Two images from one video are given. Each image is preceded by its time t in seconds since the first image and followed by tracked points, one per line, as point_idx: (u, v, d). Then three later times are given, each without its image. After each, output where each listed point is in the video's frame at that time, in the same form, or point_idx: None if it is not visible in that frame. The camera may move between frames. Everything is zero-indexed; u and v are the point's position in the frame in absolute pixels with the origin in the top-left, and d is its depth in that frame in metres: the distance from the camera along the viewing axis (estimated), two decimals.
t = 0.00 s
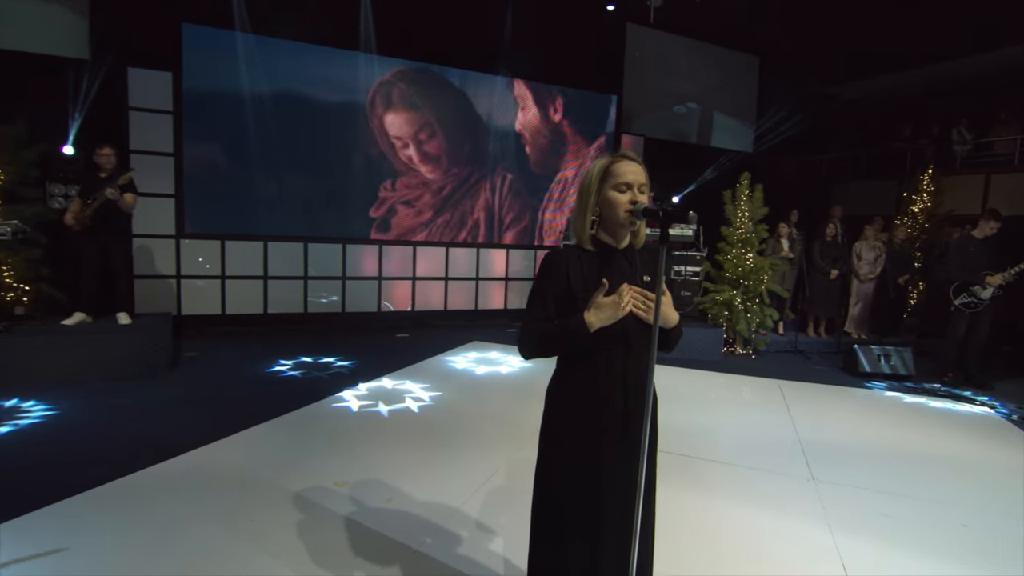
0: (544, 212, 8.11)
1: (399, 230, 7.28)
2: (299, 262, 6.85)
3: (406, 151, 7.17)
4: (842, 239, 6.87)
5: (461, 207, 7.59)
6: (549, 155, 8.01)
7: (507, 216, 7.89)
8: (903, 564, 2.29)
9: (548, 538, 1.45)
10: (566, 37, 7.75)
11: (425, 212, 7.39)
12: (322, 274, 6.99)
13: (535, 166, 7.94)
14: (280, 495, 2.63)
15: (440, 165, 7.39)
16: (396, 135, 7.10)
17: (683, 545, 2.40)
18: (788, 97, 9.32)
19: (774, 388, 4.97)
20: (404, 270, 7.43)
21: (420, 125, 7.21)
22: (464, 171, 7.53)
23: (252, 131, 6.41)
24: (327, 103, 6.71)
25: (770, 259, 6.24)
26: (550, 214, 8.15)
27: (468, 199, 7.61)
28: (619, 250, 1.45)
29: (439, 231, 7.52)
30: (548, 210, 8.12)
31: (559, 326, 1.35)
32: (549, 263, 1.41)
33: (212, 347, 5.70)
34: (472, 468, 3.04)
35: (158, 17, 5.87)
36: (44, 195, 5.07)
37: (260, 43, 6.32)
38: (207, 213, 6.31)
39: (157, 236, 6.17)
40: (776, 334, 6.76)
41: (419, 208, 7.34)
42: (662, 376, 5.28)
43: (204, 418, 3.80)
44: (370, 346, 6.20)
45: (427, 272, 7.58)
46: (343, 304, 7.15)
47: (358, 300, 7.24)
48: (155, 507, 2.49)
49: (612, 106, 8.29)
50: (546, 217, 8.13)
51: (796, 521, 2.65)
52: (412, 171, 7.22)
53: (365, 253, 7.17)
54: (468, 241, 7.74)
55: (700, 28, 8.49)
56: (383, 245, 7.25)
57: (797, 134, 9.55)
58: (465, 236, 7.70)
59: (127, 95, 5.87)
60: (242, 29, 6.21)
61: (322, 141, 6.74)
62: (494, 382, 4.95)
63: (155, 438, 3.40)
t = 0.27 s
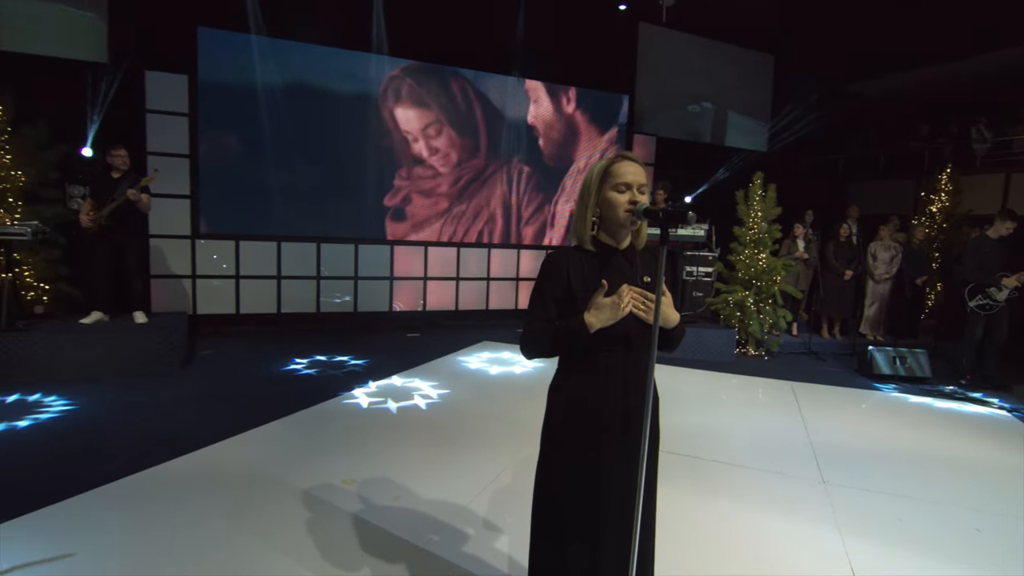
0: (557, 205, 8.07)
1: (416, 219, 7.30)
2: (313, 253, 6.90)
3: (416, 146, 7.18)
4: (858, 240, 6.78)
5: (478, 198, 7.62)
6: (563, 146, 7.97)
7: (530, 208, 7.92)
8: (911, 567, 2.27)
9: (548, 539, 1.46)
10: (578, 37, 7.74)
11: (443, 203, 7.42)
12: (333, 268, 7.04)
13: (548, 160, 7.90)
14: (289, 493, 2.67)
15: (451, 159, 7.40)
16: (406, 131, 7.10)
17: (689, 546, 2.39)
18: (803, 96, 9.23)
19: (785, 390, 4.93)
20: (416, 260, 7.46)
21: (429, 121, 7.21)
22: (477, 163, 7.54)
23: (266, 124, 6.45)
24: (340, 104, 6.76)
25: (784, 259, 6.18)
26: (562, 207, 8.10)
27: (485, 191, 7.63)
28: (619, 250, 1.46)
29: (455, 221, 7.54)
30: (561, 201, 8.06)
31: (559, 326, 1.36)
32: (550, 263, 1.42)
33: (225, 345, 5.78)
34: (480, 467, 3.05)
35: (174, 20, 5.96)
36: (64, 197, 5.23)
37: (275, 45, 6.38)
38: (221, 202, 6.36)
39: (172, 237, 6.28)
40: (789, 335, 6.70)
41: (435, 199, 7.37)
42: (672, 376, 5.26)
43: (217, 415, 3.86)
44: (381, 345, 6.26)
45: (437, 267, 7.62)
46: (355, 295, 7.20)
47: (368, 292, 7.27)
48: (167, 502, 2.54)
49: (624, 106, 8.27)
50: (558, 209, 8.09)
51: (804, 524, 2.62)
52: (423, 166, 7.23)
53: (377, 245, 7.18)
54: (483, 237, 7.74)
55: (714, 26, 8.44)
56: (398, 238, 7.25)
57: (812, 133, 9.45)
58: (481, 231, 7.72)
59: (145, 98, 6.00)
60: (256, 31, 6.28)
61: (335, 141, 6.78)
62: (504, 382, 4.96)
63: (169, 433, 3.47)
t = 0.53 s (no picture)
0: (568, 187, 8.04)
1: (427, 205, 7.30)
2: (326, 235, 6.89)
3: (428, 134, 7.19)
4: (870, 240, 6.72)
5: (492, 183, 7.58)
6: (574, 133, 7.93)
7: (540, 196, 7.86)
8: (913, 567, 2.27)
9: (548, 541, 1.46)
10: (588, 37, 7.73)
11: (454, 189, 7.41)
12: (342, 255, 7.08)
13: (559, 146, 7.86)
14: (296, 490, 2.69)
15: (463, 147, 7.42)
16: (418, 119, 7.13)
17: (693, 547, 2.38)
18: (815, 94, 9.16)
19: (795, 391, 4.91)
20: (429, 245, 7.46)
21: (441, 109, 7.22)
22: (490, 150, 7.54)
23: (276, 111, 6.47)
24: (351, 104, 6.80)
25: (794, 260, 6.14)
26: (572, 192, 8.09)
27: (496, 178, 7.59)
28: (619, 250, 1.46)
29: (466, 208, 7.50)
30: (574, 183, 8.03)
31: (559, 326, 1.36)
32: (550, 264, 1.43)
33: (236, 344, 5.85)
34: (487, 466, 3.06)
35: (186, 23, 6.04)
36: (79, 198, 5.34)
37: (287, 47, 6.43)
38: (236, 183, 6.38)
39: (185, 237, 6.37)
40: (800, 336, 6.65)
41: (447, 184, 7.36)
42: (680, 377, 5.23)
43: (227, 412, 3.91)
44: (390, 345, 6.31)
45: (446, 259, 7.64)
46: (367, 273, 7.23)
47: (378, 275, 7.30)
48: (176, 499, 2.58)
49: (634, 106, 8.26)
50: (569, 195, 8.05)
51: (810, 525, 2.61)
52: (436, 153, 7.25)
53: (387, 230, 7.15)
54: (494, 228, 7.69)
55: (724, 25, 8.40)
56: (409, 225, 7.25)
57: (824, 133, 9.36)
58: (492, 219, 7.67)
59: (157, 101, 6.08)
60: (268, 33, 6.34)
61: (346, 140, 6.79)
62: (512, 381, 4.97)
63: (180, 430, 3.51)
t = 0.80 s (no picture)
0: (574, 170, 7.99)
1: (440, 190, 7.36)
2: (338, 214, 6.93)
3: (441, 119, 7.26)
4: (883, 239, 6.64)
5: (504, 171, 7.63)
6: (584, 120, 7.94)
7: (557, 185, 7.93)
8: (921, 570, 2.25)
9: (549, 542, 1.47)
10: (598, 36, 7.73)
11: (466, 175, 7.45)
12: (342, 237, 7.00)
13: (570, 134, 7.92)
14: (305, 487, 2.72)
15: (476, 133, 7.48)
16: (431, 103, 7.18)
17: (698, 547, 2.38)
18: (829, 93, 9.07)
19: (806, 392, 4.87)
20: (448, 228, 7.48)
21: (453, 94, 7.27)
22: (502, 136, 7.59)
23: (288, 99, 6.56)
24: (361, 102, 6.90)
25: (807, 260, 6.07)
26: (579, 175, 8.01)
27: (508, 165, 7.64)
28: (621, 250, 1.47)
29: (478, 194, 7.54)
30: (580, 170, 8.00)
31: (559, 325, 1.37)
32: (551, 264, 1.44)
33: (249, 344, 5.92)
34: (493, 464, 3.08)
35: (201, 26, 6.13)
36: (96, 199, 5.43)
37: (299, 48, 6.52)
38: (252, 167, 6.49)
39: (199, 237, 6.45)
40: (813, 337, 6.58)
41: (460, 170, 7.41)
42: (690, 378, 5.20)
43: (239, 410, 3.96)
44: (401, 344, 6.34)
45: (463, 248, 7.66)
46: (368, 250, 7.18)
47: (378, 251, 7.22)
48: (186, 495, 2.62)
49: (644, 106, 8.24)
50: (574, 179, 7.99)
51: (815, 526, 2.60)
52: (449, 138, 7.33)
53: (398, 212, 7.20)
54: (507, 215, 7.73)
55: (736, 24, 8.34)
56: (422, 211, 7.31)
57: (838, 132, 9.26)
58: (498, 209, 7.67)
59: (172, 103, 6.16)
60: (281, 36, 6.42)
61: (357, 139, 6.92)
62: (521, 381, 4.98)
63: (192, 428, 3.57)
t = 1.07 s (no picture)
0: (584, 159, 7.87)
1: (454, 177, 7.33)
2: (351, 198, 6.95)
3: (456, 106, 7.25)
4: (898, 239, 6.56)
5: (512, 160, 7.55)
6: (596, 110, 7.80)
7: (568, 174, 7.83)
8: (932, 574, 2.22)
9: (551, 541, 1.47)
10: (610, 35, 7.70)
11: (480, 162, 7.43)
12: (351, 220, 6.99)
13: (582, 122, 7.78)
14: (315, 484, 2.75)
15: (490, 121, 7.45)
16: (446, 91, 7.17)
17: (705, 549, 2.37)
18: (844, 92, 8.97)
19: (820, 394, 4.82)
20: (459, 213, 7.43)
21: (468, 82, 7.25)
22: (517, 124, 7.54)
23: (300, 95, 6.57)
24: (373, 102, 6.91)
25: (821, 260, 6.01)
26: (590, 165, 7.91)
27: (522, 153, 7.59)
28: (625, 248, 1.47)
29: (492, 180, 7.50)
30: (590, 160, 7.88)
31: (563, 322, 1.37)
32: (556, 261, 1.44)
33: (262, 342, 5.99)
34: (502, 463, 3.08)
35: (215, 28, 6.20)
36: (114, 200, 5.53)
37: (312, 52, 6.56)
38: (263, 155, 6.52)
39: (214, 237, 6.53)
40: (827, 338, 6.52)
41: (474, 158, 7.39)
42: (702, 380, 5.15)
43: (251, 407, 4.01)
44: (412, 343, 6.38)
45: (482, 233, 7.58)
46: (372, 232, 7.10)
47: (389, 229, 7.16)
48: (199, 490, 2.66)
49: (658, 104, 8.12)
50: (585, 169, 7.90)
51: (825, 528, 2.58)
52: (464, 126, 7.32)
53: (410, 195, 7.18)
54: (520, 202, 7.65)
55: (750, 22, 8.27)
56: (436, 197, 7.30)
57: (854, 131, 9.14)
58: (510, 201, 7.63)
59: (188, 104, 6.23)
60: (295, 38, 6.47)
61: (369, 139, 6.94)
62: (530, 380, 4.97)
63: (205, 424, 3.62)
